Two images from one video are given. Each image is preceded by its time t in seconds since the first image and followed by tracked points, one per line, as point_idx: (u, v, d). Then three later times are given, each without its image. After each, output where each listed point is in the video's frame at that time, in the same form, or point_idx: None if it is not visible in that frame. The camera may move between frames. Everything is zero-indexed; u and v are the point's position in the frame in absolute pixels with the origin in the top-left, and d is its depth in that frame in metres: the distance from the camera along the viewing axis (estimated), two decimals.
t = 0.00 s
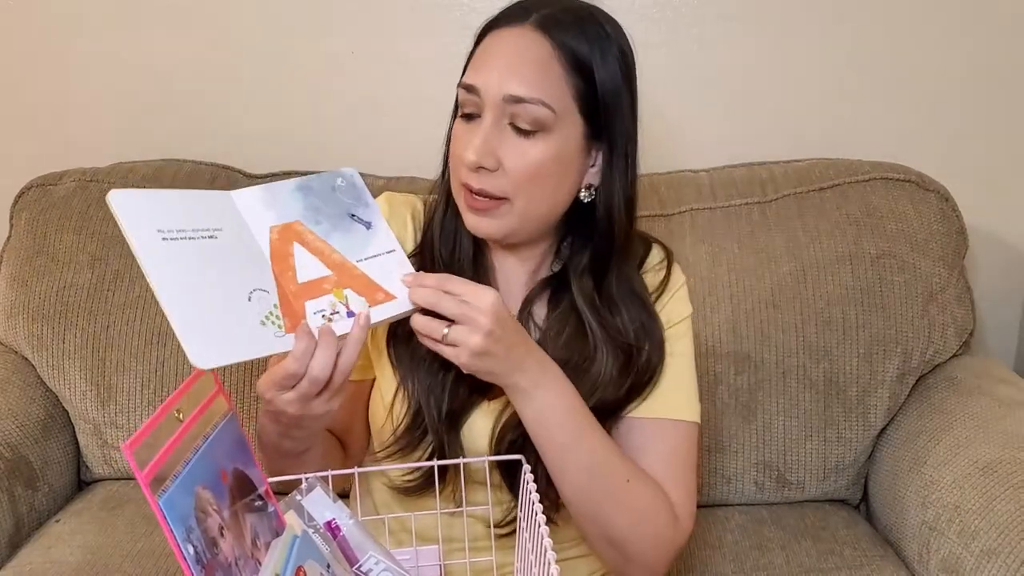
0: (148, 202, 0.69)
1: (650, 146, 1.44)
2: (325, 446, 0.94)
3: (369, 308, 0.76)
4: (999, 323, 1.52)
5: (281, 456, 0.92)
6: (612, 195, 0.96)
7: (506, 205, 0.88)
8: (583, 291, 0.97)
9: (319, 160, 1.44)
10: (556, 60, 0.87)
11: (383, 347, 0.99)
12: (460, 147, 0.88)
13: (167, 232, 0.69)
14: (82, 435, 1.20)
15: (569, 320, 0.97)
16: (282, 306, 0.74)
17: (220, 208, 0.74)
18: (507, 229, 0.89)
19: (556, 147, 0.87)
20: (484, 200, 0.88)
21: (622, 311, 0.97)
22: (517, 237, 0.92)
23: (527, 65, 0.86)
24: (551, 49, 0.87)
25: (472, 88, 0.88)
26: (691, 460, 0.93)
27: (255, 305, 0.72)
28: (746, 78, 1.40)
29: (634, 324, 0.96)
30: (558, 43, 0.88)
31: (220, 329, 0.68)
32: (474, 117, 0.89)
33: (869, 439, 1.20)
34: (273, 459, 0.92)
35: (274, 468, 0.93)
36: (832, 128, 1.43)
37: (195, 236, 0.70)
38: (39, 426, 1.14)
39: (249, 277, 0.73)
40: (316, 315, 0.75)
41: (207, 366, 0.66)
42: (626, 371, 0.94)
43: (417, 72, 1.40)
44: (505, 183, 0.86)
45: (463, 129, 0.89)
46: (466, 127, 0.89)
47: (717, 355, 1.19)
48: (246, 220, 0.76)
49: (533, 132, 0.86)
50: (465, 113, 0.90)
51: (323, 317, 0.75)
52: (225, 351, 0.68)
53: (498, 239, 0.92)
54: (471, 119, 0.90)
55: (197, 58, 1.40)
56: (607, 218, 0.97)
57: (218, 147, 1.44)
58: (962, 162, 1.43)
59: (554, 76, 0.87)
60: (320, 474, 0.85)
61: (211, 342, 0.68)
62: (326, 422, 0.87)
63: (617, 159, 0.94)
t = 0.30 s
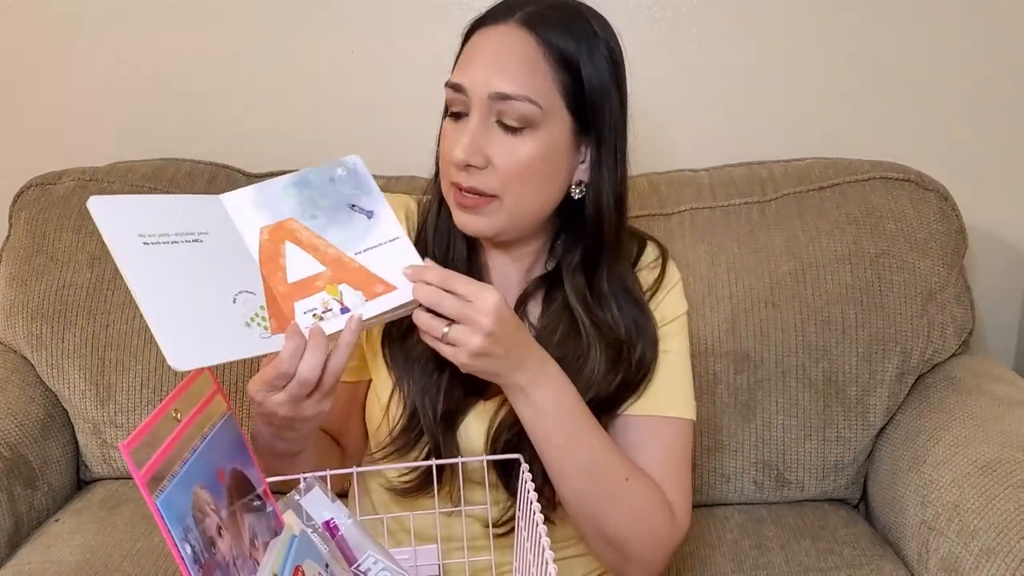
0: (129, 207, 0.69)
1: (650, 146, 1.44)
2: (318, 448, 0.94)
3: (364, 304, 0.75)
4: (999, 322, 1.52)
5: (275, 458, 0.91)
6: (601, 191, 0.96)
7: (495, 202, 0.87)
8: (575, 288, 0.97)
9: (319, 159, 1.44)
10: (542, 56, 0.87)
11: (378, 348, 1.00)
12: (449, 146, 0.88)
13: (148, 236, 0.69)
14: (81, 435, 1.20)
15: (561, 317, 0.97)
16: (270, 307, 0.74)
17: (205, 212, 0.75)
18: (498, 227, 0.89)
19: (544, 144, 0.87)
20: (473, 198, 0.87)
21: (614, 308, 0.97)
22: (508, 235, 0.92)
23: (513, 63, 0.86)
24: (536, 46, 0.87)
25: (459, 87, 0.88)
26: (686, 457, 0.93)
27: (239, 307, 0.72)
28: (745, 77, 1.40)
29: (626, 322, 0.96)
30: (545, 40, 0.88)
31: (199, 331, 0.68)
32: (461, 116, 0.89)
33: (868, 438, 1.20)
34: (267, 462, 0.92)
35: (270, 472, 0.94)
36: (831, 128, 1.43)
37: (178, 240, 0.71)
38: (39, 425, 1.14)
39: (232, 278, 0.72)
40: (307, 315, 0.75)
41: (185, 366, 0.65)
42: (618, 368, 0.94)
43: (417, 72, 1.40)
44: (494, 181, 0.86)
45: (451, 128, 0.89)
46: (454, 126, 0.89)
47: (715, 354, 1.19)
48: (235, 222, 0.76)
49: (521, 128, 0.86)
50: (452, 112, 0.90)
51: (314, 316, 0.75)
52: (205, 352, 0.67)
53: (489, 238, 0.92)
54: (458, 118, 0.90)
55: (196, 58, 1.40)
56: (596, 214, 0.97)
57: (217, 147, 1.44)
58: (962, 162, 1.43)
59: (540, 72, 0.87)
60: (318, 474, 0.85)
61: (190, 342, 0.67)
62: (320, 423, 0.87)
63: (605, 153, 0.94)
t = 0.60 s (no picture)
0: (139, 202, 0.69)
1: (649, 146, 1.44)
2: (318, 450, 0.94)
3: (372, 294, 0.75)
4: (998, 323, 1.52)
5: (276, 460, 0.91)
6: (600, 191, 0.96)
7: (495, 202, 0.87)
8: (574, 288, 0.98)
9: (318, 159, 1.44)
10: (539, 55, 0.87)
11: (377, 349, 1.00)
12: (448, 146, 0.88)
13: (158, 230, 0.69)
14: (81, 435, 1.20)
15: (560, 316, 0.98)
16: (278, 304, 0.74)
17: (213, 208, 0.75)
18: (498, 226, 0.89)
19: (543, 143, 0.87)
20: (472, 198, 0.87)
21: (613, 307, 0.97)
22: (508, 235, 0.92)
23: (511, 62, 0.86)
24: (534, 45, 0.88)
25: (457, 87, 0.88)
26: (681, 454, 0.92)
27: (246, 302, 0.72)
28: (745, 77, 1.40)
29: (625, 322, 0.96)
30: (542, 40, 0.88)
31: (208, 324, 0.68)
32: (461, 116, 0.89)
33: (868, 438, 1.20)
34: (269, 466, 0.92)
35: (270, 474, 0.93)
36: (831, 128, 1.43)
37: (186, 235, 0.71)
38: (38, 425, 1.14)
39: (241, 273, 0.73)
40: (314, 310, 0.75)
41: (196, 357, 0.65)
42: (616, 368, 0.94)
43: (417, 72, 1.40)
44: (493, 180, 0.86)
45: (450, 128, 0.89)
46: (453, 127, 0.89)
47: (715, 354, 1.19)
48: (243, 219, 0.76)
49: (519, 127, 0.86)
50: (451, 113, 0.90)
51: (321, 311, 0.75)
52: (214, 345, 0.67)
53: (490, 237, 0.91)
54: (457, 118, 0.90)
55: (195, 58, 1.40)
56: (595, 214, 0.97)
57: (217, 147, 1.44)
58: (961, 162, 1.43)
59: (538, 71, 0.87)
60: (319, 474, 0.85)
61: (200, 335, 0.67)
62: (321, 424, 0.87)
63: (604, 153, 0.94)
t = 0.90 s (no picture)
0: (138, 199, 0.68)
1: (649, 146, 1.44)
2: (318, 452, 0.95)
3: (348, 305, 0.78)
4: (998, 322, 1.52)
5: (276, 462, 0.92)
6: (600, 192, 0.95)
7: (496, 204, 0.88)
8: (577, 289, 0.97)
9: (318, 159, 1.44)
10: (535, 56, 0.87)
11: (380, 350, 0.99)
12: (448, 150, 0.89)
13: (161, 227, 0.69)
14: (80, 434, 1.20)
15: (563, 317, 0.97)
16: (270, 303, 0.74)
17: (201, 206, 0.74)
18: (500, 228, 0.89)
19: (542, 145, 0.87)
20: (474, 201, 0.88)
21: (614, 307, 0.97)
22: (511, 237, 0.92)
23: (507, 63, 0.86)
24: (529, 45, 0.87)
25: (455, 91, 0.88)
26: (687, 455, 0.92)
27: (246, 299, 0.72)
28: (744, 77, 1.40)
29: (627, 323, 0.96)
30: (538, 40, 0.88)
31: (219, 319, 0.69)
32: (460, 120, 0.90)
33: (868, 439, 1.20)
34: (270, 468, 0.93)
35: (269, 474, 0.93)
36: (831, 127, 1.43)
37: (186, 232, 0.70)
38: (38, 425, 1.14)
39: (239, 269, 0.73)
40: (302, 311, 0.76)
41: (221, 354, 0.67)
42: (617, 370, 0.94)
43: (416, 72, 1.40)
44: (493, 182, 0.86)
45: (450, 131, 0.89)
46: (452, 130, 0.90)
47: (716, 354, 1.19)
48: (224, 219, 0.75)
49: (517, 128, 0.86)
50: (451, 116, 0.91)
51: (308, 313, 0.76)
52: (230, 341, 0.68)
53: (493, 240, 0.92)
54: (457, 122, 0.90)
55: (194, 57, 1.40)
56: (595, 215, 0.97)
57: (217, 147, 1.44)
58: (961, 161, 1.43)
59: (534, 71, 0.87)
60: (319, 474, 0.85)
61: (215, 331, 0.68)
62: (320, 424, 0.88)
63: (604, 152, 0.94)
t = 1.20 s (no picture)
0: (141, 193, 0.68)
1: (649, 145, 1.44)
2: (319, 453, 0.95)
3: (341, 305, 0.79)
4: (997, 322, 1.52)
5: (277, 462, 0.92)
6: (597, 188, 0.95)
7: (499, 202, 0.88)
8: (577, 283, 0.97)
9: (318, 158, 1.44)
10: (526, 52, 0.87)
11: (383, 352, 0.99)
12: (447, 151, 0.89)
13: (167, 220, 0.68)
14: (80, 434, 1.20)
15: (564, 313, 0.97)
16: (272, 298, 0.74)
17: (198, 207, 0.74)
18: (505, 227, 0.89)
19: (540, 140, 0.87)
20: (476, 201, 0.88)
21: (613, 301, 0.97)
22: (516, 236, 0.92)
23: (499, 61, 0.86)
24: (520, 42, 0.87)
25: (450, 93, 0.88)
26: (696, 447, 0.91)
27: (251, 292, 0.71)
28: (744, 77, 1.40)
29: (626, 318, 0.96)
30: (529, 36, 0.88)
31: (230, 310, 0.68)
32: (457, 121, 0.90)
33: (868, 438, 1.20)
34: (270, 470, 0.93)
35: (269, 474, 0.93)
36: (831, 127, 1.43)
37: (188, 227, 0.70)
38: (38, 425, 1.14)
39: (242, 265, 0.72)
40: (301, 308, 0.76)
41: (236, 340, 0.66)
42: (617, 363, 0.93)
43: (417, 72, 1.40)
44: (493, 180, 0.86)
45: (448, 133, 0.90)
46: (451, 132, 0.90)
47: (715, 354, 1.19)
48: (219, 217, 0.75)
49: (514, 124, 0.86)
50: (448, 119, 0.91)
51: (306, 311, 0.76)
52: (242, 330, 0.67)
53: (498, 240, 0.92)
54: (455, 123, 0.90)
55: (194, 57, 1.39)
56: (593, 209, 0.97)
57: (218, 146, 1.44)
58: (961, 162, 1.43)
59: (527, 67, 0.86)
60: (320, 473, 0.85)
61: (228, 319, 0.67)
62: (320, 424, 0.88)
63: (602, 147, 0.93)
